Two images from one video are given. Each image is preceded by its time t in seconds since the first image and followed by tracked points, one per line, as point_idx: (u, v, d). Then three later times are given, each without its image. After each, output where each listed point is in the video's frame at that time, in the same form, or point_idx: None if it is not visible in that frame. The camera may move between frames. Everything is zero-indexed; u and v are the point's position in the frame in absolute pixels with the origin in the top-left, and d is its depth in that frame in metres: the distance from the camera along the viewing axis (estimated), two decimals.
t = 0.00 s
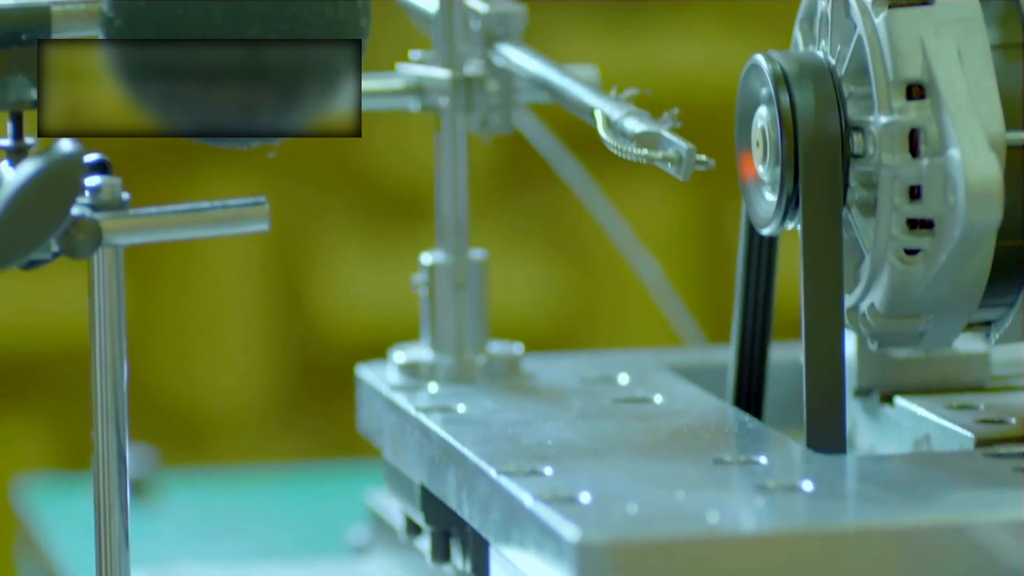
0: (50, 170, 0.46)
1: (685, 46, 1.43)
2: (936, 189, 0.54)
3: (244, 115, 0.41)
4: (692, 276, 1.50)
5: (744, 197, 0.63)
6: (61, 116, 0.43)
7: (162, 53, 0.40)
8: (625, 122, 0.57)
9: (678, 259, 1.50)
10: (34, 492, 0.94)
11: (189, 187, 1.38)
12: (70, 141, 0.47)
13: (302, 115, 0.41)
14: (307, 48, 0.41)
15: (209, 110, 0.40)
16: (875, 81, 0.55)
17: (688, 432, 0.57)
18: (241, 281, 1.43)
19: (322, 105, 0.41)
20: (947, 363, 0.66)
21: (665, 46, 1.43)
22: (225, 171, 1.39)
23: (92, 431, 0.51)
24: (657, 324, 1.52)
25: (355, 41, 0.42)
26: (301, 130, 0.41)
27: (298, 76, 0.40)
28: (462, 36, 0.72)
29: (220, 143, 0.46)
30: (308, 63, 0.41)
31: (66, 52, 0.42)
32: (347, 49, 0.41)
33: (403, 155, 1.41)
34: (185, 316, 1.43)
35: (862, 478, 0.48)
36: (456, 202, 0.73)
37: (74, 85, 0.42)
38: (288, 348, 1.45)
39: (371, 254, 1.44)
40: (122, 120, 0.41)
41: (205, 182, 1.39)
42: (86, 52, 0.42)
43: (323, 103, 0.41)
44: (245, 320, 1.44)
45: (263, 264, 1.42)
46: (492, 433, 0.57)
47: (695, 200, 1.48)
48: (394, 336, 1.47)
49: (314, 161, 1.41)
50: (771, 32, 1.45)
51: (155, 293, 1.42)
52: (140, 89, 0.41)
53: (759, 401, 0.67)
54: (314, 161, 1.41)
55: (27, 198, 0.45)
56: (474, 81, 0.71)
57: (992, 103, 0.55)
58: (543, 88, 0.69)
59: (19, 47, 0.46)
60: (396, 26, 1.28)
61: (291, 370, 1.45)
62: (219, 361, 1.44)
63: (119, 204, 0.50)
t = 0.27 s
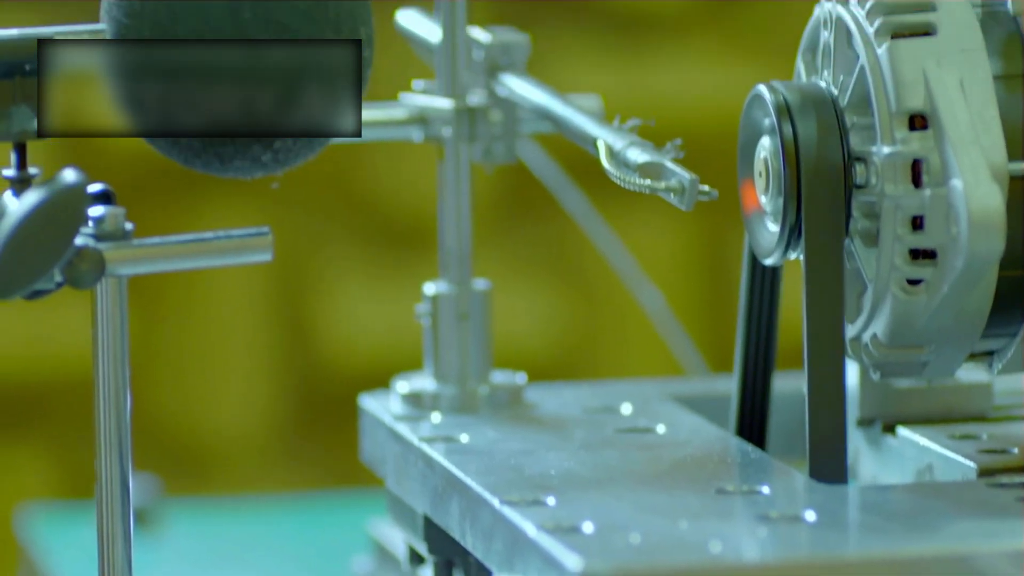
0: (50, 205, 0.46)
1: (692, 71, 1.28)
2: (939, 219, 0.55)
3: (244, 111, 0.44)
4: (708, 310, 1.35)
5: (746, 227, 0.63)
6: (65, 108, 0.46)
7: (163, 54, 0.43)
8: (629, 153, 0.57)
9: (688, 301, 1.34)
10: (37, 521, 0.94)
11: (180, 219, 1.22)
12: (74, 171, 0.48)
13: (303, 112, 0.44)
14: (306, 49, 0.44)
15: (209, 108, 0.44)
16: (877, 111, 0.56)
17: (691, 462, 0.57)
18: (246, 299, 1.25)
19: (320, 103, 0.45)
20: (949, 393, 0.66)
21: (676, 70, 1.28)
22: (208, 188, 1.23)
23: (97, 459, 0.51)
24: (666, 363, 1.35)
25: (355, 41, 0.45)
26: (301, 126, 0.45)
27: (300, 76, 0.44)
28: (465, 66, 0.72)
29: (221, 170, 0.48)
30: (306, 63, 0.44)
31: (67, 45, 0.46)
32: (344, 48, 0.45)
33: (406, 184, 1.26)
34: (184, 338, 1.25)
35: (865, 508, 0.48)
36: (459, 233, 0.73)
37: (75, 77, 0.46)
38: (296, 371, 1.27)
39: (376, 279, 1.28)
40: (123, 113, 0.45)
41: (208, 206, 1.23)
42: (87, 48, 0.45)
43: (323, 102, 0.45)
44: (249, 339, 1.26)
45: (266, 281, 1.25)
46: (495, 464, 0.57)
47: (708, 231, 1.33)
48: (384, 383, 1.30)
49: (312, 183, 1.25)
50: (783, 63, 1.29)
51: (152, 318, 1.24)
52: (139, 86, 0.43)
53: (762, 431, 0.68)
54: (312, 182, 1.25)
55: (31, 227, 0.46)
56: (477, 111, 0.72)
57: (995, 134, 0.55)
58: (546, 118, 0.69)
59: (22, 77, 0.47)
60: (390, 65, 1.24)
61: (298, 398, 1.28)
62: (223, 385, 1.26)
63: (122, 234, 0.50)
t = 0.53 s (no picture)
0: (55, 230, 0.46)
1: (694, 93, 1.28)
2: (942, 245, 0.55)
3: (244, 114, 0.43)
4: (713, 335, 1.34)
5: (750, 252, 0.63)
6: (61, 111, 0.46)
7: (164, 54, 0.42)
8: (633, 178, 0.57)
9: (691, 327, 1.33)
10: (39, 544, 0.94)
11: (184, 246, 1.22)
12: (77, 197, 0.48)
13: (302, 113, 0.43)
14: (307, 49, 0.43)
15: (208, 109, 0.43)
16: (880, 137, 0.56)
17: (695, 488, 0.57)
18: (249, 327, 1.25)
19: (320, 103, 0.43)
20: (952, 418, 0.66)
21: (679, 95, 1.28)
22: (214, 215, 1.23)
23: (100, 483, 0.52)
24: (669, 390, 1.34)
25: (354, 41, 0.44)
26: (301, 130, 0.43)
27: (299, 75, 0.43)
28: (469, 91, 0.73)
29: (225, 196, 0.47)
30: (306, 61, 0.43)
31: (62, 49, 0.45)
32: (344, 48, 0.44)
33: (407, 211, 1.26)
34: (187, 365, 1.25)
35: (868, 533, 0.48)
36: (462, 258, 0.73)
37: (70, 80, 0.45)
38: (299, 397, 1.27)
39: (379, 303, 1.28)
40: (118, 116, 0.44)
41: (210, 231, 1.23)
42: (86, 50, 0.44)
43: (323, 102, 0.43)
44: (251, 365, 1.26)
45: (269, 307, 1.25)
46: (498, 488, 0.57)
47: (712, 258, 1.32)
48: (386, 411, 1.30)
49: (313, 207, 1.25)
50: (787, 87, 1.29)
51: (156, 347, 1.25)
52: (138, 86, 0.43)
53: (764, 456, 0.68)
54: (313, 207, 1.25)
55: (34, 253, 0.46)
56: (481, 137, 0.72)
57: (998, 159, 0.55)
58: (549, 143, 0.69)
59: (25, 102, 0.47)
60: (395, 87, 1.25)
61: (301, 421, 1.27)
62: (227, 409, 1.26)
63: (126, 259, 0.50)
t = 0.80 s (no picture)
0: (59, 256, 0.46)
1: (696, 118, 1.29)
2: (945, 272, 0.55)
3: (243, 114, 0.43)
4: (717, 361, 1.33)
5: (754, 279, 0.63)
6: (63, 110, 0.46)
7: (163, 54, 0.42)
8: (637, 206, 0.57)
9: (695, 353, 1.33)
10: (44, 569, 0.94)
11: (187, 273, 1.23)
12: (81, 224, 0.48)
13: (303, 112, 0.43)
14: (306, 48, 0.43)
15: (207, 109, 0.42)
16: (884, 164, 0.56)
17: (698, 514, 0.57)
18: (252, 353, 1.25)
19: (321, 103, 0.43)
20: (956, 445, 0.66)
21: (681, 121, 1.28)
22: (217, 240, 1.23)
23: (104, 509, 0.52)
24: (675, 416, 1.33)
25: (353, 43, 0.44)
26: (302, 130, 0.43)
27: (299, 74, 0.43)
28: (473, 118, 0.73)
29: (230, 223, 0.47)
30: (306, 60, 0.43)
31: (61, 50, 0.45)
32: (345, 48, 0.44)
33: (410, 236, 1.27)
34: (190, 391, 1.25)
35: (871, 560, 0.48)
36: (466, 284, 0.73)
37: (72, 81, 0.45)
38: (302, 422, 1.27)
39: (382, 328, 1.27)
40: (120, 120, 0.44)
41: (214, 259, 1.23)
42: (87, 50, 0.44)
43: (323, 101, 0.43)
44: (255, 391, 1.26)
45: (272, 333, 1.25)
46: (503, 514, 0.57)
47: (715, 284, 1.32)
48: (390, 437, 1.30)
49: (317, 232, 1.26)
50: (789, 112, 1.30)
51: (162, 373, 1.25)
52: (137, 85, 0.43)
53: (768, 481, 0.68)
54: (317, 232, 1.26)
55: (39, 280, 0.46)
56: (484, 163, 0.72)
57: (1001, 186, 0.55)
58: (554, 170, 0.69)
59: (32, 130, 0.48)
60: (399, 113, 1.25)
61: (305, 448, 1.27)
62: (230, 433, 1.26)
63: (130, 285, 0.51)
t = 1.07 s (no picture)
0: (63, 279, 0.46)
1: (701, 138, 1.29)
2: (949, 294, 0.55)
3: (244, 116, 0.43)
4: (721, 383, 1.33)
5: (757, 301, 0.63)
6: (68, 120, 0.46)
7: (164, 55, 0.43)
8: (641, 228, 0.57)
9: (700, 375, 1.33)
10: None
11: (192, 296, 1.23)
12: (86, 247, 0.48)
13: (303, 113, 0.43)
14: (305, 49, 0.43)
15: (206, 109, 0.43)
16: (888, 186, 0.56)
17: (702, 536, 0.57)
18: (255, 375, 1.26)
19: (321, 105, 0.43)
20: (960, 468, 0.66)
21: (686, 142, 1.29)
22: (221, 262, 1.24)
23: (109, 532, 0.53)
24: (679, 439, 1.33)
25: (353, 43, 0.45)
26: (301, 132, 0.43)
27: (298, 74, 0.43)
28: (478, 140, 0.73)
29: (234, 245, 0.48)
30: (305, 61, 0.43)
31: (65, 56, 0.45)
32: (343, 48, 0.44)
33: (414, 258, 1.27)
34: (194, 416, 1.25)
35: None
36: (470, 307, 0.73)
37: (78, 89, 0.45)
38: (307, 444, 1.26)
39: (386, 351, 1.27)
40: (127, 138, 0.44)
41: (219, 282, 1.24)
42: (93, 55, 0.45)
43: (323, 102, 0.43)
44: (259, 414, 1.26)
45: (277, 356, 1.25)
46: (506, 537, 0.57)
47: (719, 307, 1.32)
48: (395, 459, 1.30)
49: (322, 255, 1.26)
50: (794, 133, 1.30)
51: (165, 397, 1.25)
52: (139, 86, 0.43)
53: (771, 504, 0.68)
54: (322, 255, 1.26)
55: (43, 303, 0.46)
56: (489, 186, 0.72)
57: (1005, 209, 0.55)
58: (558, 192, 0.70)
59: (35, 152, 0.48)
60: (404, 135, 1.26)
61: (310, 470, 1.27)
62: (234, 455, 1.26)
63: (136, 308, 0.51)
